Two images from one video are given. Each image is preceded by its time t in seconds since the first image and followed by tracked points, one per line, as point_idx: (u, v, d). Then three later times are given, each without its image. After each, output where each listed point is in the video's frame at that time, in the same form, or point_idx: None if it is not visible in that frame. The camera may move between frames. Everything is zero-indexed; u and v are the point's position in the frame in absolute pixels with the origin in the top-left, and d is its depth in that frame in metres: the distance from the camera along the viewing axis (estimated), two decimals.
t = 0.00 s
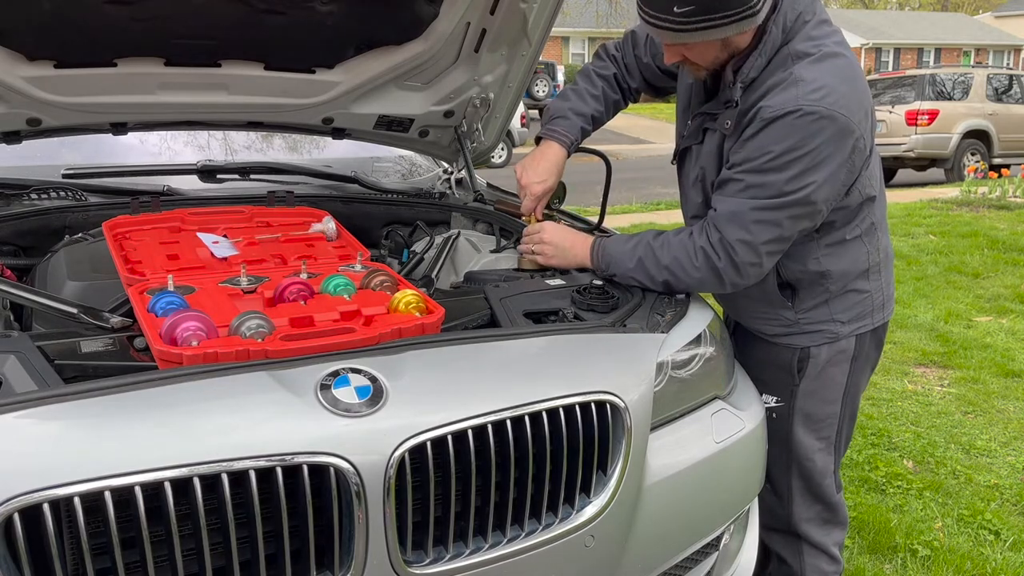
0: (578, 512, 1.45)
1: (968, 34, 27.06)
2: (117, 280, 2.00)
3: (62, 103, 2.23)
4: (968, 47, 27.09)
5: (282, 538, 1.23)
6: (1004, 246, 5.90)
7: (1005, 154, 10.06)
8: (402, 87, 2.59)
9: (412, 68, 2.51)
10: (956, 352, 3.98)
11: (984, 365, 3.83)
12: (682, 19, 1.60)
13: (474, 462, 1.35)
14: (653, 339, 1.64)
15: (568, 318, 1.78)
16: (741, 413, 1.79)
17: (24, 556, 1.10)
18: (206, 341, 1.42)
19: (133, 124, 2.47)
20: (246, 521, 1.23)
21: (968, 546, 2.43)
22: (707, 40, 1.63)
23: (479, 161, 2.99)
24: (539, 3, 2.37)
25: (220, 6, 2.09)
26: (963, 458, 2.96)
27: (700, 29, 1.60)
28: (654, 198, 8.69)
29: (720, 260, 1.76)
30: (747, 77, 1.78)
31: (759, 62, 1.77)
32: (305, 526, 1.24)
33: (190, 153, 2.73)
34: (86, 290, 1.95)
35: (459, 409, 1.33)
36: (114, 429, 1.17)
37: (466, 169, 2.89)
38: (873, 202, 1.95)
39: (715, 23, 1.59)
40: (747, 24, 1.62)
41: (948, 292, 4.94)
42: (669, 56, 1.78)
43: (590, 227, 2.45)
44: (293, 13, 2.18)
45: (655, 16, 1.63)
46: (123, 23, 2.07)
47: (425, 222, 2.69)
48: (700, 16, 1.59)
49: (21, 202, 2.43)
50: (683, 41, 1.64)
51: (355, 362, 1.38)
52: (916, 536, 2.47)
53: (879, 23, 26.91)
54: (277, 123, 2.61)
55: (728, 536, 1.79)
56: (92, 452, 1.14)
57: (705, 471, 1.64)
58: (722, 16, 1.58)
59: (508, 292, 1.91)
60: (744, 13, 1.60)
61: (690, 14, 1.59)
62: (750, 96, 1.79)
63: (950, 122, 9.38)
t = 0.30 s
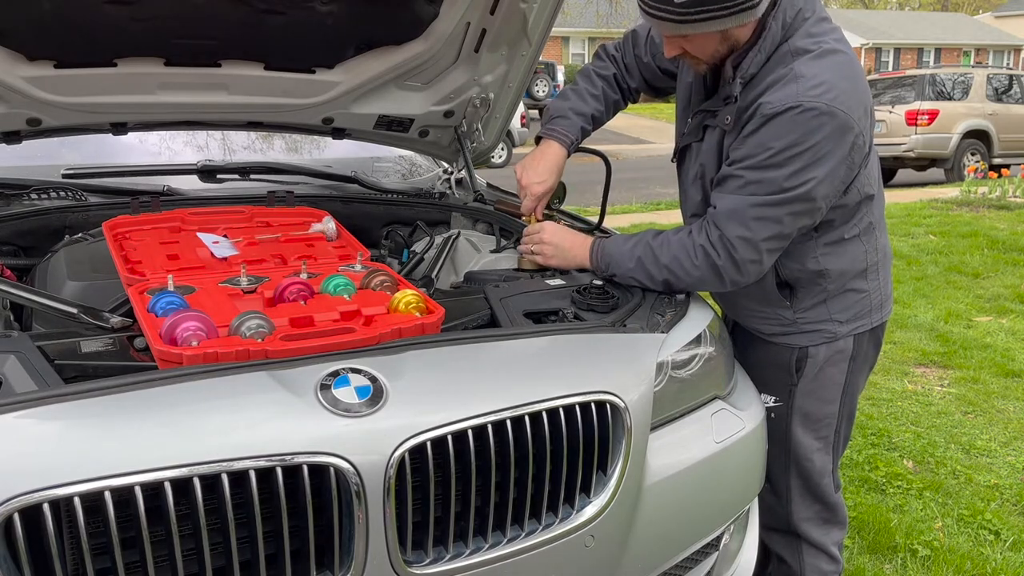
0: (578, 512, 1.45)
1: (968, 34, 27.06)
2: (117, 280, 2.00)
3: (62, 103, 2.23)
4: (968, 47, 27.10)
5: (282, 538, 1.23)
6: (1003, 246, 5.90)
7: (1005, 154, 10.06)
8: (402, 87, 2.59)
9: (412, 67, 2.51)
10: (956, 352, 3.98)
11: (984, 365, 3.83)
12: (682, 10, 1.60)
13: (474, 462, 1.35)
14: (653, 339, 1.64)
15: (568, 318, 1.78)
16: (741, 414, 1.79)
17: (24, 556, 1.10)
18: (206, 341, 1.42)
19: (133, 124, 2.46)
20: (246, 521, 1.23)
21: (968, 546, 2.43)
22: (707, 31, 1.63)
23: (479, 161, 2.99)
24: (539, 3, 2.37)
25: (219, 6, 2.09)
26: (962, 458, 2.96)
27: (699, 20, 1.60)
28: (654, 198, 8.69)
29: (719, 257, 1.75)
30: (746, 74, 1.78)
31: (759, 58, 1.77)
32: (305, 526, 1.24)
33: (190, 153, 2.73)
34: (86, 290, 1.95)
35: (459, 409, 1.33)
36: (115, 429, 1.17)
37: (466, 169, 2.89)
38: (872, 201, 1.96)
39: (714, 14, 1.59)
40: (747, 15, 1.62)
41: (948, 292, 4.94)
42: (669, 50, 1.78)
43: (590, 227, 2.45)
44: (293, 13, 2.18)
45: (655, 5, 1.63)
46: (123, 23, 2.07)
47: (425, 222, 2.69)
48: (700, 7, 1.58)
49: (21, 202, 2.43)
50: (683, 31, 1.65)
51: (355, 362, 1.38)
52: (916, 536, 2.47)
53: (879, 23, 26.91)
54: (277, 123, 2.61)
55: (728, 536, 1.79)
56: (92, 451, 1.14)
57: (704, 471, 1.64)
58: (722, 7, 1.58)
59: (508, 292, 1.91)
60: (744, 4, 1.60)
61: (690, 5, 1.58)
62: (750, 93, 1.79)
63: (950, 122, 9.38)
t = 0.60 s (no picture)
0: (578, 512, 1.45)
1: (968, 34, 27.06)
2: (117, 280, 2.00)
3: (62, 103, 2.23)
4: (968, 47, 27.10)
5: (282, 538, 1.23)
6: (1003, 246, 5.90)
7: (1005, 154, 10.05)
8: (402, 87, 2.59)
9: (412, 68, 2.51)
10: (956, 352, 3.98)
11: (984, 365, 3.83)
12: None
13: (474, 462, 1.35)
14: (653, 339, 1.64)
15: (568, 318, 1.78)
16: (741, 414, 1.79)
17: (24, 556, 1.10)
18: (206, 341, 1.42)
19: (133, 124, 2.46)
20: (246, 521, 1.23)
21: (968, 546, 2.43)
22: (705, 9, 1.68)
23: (479, 161, 2.99)
24: (539, 3, 2.38)
25: (219, 6, 2.09)
26: (963, 458, 2.96)
27: None
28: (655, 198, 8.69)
29: (717, 246, 1.73)
30: (749, 61, 1.79)
31: (763, 46, 1.78)
32: (305, 526, 1.24)
33: (190, 153, 2.73)
34: (86, 290, 1.95)
35: (459, 409, 1.33)
36: (115, 429, 1.17)
37: (466, 169, 2.89)
38: (873, 200, 1.96)
39: None
40: None
41: (948, 292, 4.94)
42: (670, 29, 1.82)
43: (590, 227, 2.45)
44: (293, 13, 2.18)
45: None
46: (123, 23, 2.07)
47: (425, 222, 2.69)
48: None
49: (21, 202, 2.43)
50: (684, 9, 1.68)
51: (355, 362, 1.38)
52: (916, 536, 2.47)
53: (879, 23, 26.91)
54: (277, 123, 2.61)
55: (728, 536, 1.79)
56: (92, 451, 1.14)
57: (705, 471, 1.64)
58: None
59: (508, 292, 1.91)
60: None
61: None
62: (754, 82, 1.80)
63: (950, 122, 9.38)
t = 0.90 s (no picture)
0: (577, 512, 1.45)
1: (967, 34, 27.07)
2: (117, 280, 2.00)
3: (62, 103, 2.23)
4: (968, 47, 27.10)
5: (282, 538, 1.23)
6: (1004, 246, 5.90)
7: (1005, 154, 10.05)
8: (402, 87, 2.59)
9: (412, 68, 2.51)
10: (956, 352, 3.98)
11: (984, 365, 3.83)
12: None
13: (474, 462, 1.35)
14: (653, 339, 1.64)
15: (568, 318, 1.78)
16: (741, 414, 1.79)
17: (25, 556, 1.10)
18: (206, 341, 1.42)
19: (133, 124, 2.46)
20: (246, 521, 1.23)
21: (968, 546, 2.43)
22: None
23: (479, 161, 2.99)
24: (539, 4, 2.38)
25: (219, 6, 2.09)
26: (963, 458, 2.96)
27: None
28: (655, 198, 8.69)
29: (709, 225, 1.71)
30: (741, 43, 1.82)
31: (755, 29, 1.81)
32: (306, 526, 1.24)
33: (189, 153, 2.73)
34: (86, 290, 1.95)
35: (459, 410, 1.33)
36: (115, 429, 1.17)
37: (466, 169, 2.90)
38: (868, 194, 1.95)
39: None
40: None
41: (948, 292, 4.94)
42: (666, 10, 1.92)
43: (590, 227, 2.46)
44: (293, 13, 2.18)
45: None
46: (123, 23, 2.07)
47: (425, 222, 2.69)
48: None
49: (21, 202, 2.43)
50: None
51: (355, 362, 1.38)
52: (916, 536, 2.47)
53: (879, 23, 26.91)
54: (277, 123, 2.61)
55: (728, 536, 1.79)
56: (92, 451, 1.14)
57: (704, 471, 1.64)
58: None
59: (508, 292, 1.91)
60: None
61: None
62: (749, 66, 1.82)
63: (950, 122, 9.38)
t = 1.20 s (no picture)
0: (578, 512, 1.45)
1: (967, 34, 27.08)
2: (117, 280, 2.00)
3: (62, 103, 2.23)
4: (968, 47, 27.11)
5: (282, 538, 1.23)
6: (1003, 246, 5.90)
7: (1005, 154, 10.05)
8: (402, 88, 2.59)
9: (412, 67, 2.51)
10: (956, 352, 3.98)
11: (984, 365, 3.83)
12: None
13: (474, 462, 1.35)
14: (653, 339, 1.64)
15: (568, 318, 1.78)
16: (741, 414, 1.79)
17: (25, 556, 1.10)
18: (206, 341, 1.42)
19: (133, 124, 2.46)
20: (246, 521, 1.23)
21: (968, 546, 2.43)
22: None
23: (479, 161, 2.99)
24: (539, 3, 2.37)
25: (219, 6, 2.09)
26: (962, 458, 2.96)
27: None
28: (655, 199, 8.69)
29: (686, 194, 1.68)
30: (728, 31, 1.83)
31: (741, 17, 1.82)
32: (306, 526, 1.24)
33: (189, 152, 2.73)
34: (86, 290, 1.95)
35: (459, 410, 1.33)
36: (114, 429, 1.17)
37: (466, 169, 2.90)
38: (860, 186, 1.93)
39: None
40: None
41: (948, 292, 4.94)
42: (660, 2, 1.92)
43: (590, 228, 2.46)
44: (293, 13, 2.17)
45: None
46: (123, 23, 2.07)
47: (425, 222, 2.69)
48: None
49: (21, 202, 2.43)
50: None
51: (356, 362, 1.38)
52: (916, 536, 2.47)
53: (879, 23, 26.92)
54: (277, 123, 2.61)
55: (728, 536, 1.79)
56: (92, 451, 1.14)
57: (704, 471, 1.64)
58: None
59: (508, 292, 1.91)
60: None
61: None
62: (736, 52, 1.83)
63: (950, 122, 9.39)
